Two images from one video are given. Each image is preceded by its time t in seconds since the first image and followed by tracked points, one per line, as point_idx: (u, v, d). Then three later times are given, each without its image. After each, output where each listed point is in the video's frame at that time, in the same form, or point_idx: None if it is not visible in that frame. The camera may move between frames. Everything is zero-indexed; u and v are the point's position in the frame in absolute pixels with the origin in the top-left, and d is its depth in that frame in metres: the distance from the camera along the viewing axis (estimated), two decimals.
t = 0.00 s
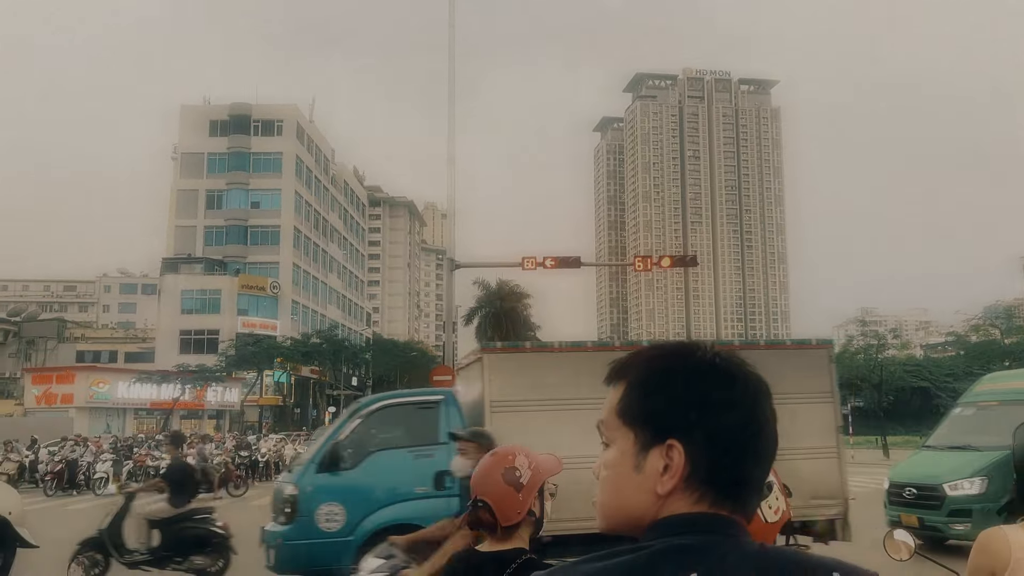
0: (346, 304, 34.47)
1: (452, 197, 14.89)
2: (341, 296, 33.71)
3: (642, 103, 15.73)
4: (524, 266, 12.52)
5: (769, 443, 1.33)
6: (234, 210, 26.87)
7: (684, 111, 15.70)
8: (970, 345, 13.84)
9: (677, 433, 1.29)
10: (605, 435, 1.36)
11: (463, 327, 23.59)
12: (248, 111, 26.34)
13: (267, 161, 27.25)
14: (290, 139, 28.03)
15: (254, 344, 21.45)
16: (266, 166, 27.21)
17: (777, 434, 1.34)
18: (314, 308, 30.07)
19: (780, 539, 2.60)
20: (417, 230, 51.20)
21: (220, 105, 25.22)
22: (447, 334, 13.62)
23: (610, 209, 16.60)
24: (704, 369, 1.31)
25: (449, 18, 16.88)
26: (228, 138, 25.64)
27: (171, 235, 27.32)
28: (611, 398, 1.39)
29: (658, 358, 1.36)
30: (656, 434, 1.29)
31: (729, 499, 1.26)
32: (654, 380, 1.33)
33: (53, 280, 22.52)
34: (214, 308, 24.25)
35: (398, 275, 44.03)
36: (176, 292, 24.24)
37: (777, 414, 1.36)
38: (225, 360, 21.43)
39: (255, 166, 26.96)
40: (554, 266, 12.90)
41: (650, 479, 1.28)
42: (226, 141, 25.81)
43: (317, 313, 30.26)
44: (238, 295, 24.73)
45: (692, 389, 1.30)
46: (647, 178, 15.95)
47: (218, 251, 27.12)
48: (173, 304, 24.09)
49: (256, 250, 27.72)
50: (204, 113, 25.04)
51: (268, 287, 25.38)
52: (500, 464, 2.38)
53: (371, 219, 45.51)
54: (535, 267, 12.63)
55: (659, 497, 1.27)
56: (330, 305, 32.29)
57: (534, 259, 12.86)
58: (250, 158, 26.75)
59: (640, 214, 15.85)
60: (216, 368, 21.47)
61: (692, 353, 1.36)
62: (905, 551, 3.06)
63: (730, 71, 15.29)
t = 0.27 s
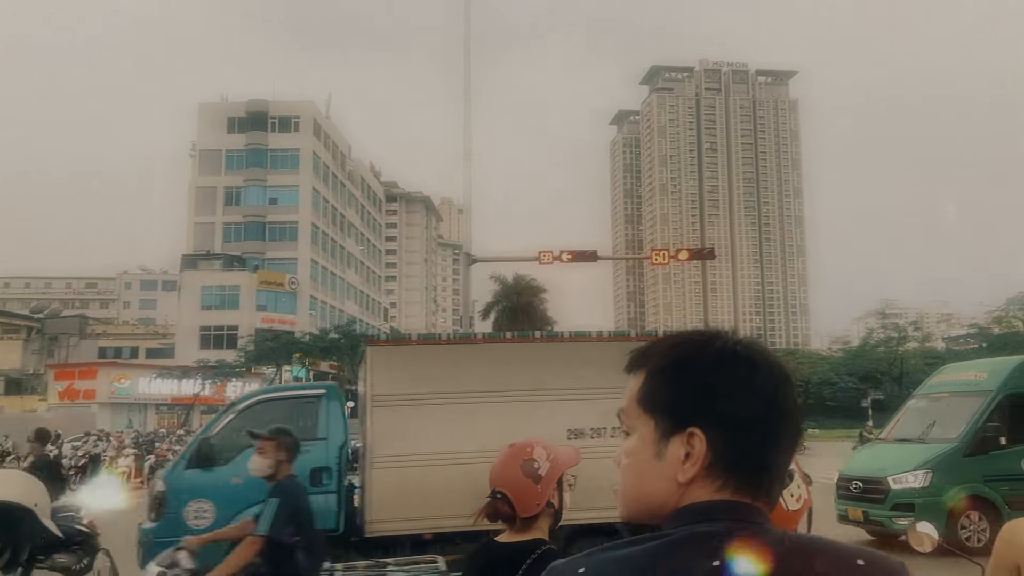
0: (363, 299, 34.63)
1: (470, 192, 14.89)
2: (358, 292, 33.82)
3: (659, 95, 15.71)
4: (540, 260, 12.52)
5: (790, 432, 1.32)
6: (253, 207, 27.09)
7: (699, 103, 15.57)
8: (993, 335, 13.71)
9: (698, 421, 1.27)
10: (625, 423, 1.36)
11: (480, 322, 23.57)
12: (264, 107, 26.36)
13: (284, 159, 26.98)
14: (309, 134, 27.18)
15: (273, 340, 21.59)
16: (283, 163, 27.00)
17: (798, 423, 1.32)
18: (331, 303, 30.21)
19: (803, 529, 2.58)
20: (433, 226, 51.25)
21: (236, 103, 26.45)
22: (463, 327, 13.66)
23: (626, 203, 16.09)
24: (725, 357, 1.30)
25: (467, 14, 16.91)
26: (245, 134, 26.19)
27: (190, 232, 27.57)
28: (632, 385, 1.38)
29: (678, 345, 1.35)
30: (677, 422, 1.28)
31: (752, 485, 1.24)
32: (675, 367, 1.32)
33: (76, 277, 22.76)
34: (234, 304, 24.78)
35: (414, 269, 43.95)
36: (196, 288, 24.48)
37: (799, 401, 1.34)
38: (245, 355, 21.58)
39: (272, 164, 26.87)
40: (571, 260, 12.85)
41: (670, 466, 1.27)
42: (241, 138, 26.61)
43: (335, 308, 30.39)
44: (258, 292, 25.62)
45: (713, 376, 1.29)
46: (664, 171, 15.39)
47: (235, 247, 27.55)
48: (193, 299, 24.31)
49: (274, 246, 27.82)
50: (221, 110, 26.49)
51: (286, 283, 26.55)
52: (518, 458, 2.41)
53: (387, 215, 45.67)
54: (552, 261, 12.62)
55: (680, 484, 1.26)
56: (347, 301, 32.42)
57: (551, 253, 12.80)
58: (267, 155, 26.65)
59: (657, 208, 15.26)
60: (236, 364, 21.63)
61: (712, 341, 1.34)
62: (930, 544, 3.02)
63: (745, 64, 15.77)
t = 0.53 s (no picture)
0: (370, 297, 34.65)
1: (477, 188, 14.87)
2: (365, 289, 33.85)
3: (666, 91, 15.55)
4: (547, 256, 12.50)
5: (802, 422, 1.31)
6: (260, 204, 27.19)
7: (708, 99, 15.52)
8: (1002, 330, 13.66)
9: (709, 410, 1.26)
10: (635, 413, 1.35)
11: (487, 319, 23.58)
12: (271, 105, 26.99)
13: (292, 156, 27.25)
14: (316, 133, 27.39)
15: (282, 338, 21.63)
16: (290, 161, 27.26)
17: (810, 413, 1.31)
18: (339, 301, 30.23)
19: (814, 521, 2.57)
20: (439, 224, 51.29)
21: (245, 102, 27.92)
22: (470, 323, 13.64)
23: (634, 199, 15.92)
24: (736, 346, 1.29)
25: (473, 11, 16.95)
26: (253, 132, 26.89)
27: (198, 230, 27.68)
28: (642, 375, 1.37)
29: (689, 334, 1.34)
30: (688, 411, 1.27)
31: (764, 475, 1.23)
32: (686, 357, 1.31)
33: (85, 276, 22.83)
34: (242, 302, 24.75)
35: (420, 267, 43.83)
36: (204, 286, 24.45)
37: (811, 390, 1.33)
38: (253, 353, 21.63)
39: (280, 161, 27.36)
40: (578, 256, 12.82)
41: (682, 456, 1.26)
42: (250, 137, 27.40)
43: (342, 306, 30.42)
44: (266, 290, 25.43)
45: (726, 365, 1.28)
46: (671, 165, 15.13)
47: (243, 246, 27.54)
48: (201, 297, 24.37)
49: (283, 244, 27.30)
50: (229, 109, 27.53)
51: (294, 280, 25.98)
52: (526, 452, 2.40)
53: (394, 213, 45.69)
54: (559, 257, 12.60)
55: (692, 473, 1.25)
56: (354, 299, 32.45)
57: (558, 249, 12.78)
58: (275, 153, 27.16)
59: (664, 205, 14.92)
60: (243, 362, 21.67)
61: (722, 331, 1.33)
62: (940, 537, 3.00)
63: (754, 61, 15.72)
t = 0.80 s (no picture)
0: (365, 296, 34.57)
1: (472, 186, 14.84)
2: (360, 288, 33.77)
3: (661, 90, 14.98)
4: (542, 255, 12.48)
5: (793, 423, 1.31)
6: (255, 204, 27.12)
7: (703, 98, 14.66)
8: (996, 330, 13.63)
9: (702, 411, 1.27)
10: (629, 414, 1.35)
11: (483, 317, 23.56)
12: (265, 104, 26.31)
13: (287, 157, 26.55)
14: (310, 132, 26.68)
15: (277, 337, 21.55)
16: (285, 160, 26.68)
17: (802, 414, 1.32)
18: (333, 300, 30.15)
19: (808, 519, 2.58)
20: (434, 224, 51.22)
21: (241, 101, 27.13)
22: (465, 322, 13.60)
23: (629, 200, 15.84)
24: (728, 348, 1.29)
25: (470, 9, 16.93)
26: (248, 130, 26.69)
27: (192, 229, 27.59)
28: (636, 377, 1.37)
29: (682, 335, 1.34)
30: (682, 411, 1.28)
31: (756, 475, 1.24)
32: (679, 358, 1.31)
33: (79, 275, 22.74)
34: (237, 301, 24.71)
35: (416, 266, 43.64)
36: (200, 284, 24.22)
37: (803, 391, 1.34)
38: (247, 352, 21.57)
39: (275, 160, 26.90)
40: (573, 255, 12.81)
41: (675, 456, 1.26)
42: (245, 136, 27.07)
43: (337, 305, 30.36)
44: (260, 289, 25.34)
45: (719, 366, 1.28)
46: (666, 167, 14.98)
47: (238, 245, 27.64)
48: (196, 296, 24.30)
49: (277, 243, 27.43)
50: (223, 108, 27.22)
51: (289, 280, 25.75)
52: (519, 451, 2.40)
53: (390, 212, 45.55)
54: (554, 256, 12.58)
55: (685, 473, 1.25)
56: (349, 298, 32.39)
57: (553, 249, 12.77)
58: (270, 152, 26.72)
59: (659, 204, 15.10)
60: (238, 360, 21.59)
61: (715, 332, 1.33)
62: (935, 536, 3.01)
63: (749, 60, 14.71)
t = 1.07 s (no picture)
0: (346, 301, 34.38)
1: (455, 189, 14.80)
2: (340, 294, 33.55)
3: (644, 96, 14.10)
4: (526, 259, 12.48)
5: (774, 431, 1.32)
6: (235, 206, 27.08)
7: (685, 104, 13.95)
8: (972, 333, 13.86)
9: (684, 420, 1.27)
10: (610, 422, 1.35)
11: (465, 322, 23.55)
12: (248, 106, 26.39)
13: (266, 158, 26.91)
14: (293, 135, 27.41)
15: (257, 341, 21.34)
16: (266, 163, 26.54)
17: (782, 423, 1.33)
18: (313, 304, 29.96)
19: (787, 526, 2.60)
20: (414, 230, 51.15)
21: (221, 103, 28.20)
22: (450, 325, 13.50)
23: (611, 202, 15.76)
24: (710, 356, 1.30)
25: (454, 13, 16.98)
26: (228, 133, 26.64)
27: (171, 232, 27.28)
28: (617, 385, 1.38)
29: (663, 343, 1.35)
30: (665, 419, 1.28)
31: (736, 484, 1.24)
32: (661, 367, 1.31)
33: (56, 278, 22.33)
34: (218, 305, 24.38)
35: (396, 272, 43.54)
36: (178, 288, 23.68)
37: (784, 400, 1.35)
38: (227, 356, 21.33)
39: (256, 163, 26.76)
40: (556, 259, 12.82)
41: (656, 465, 1.27)
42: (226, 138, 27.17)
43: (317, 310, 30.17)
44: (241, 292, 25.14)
45: (702, 374, 1.29)
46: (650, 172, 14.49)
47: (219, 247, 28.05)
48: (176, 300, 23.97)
49: (257, 246, 27.95)
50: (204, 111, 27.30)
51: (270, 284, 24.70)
52: (499, 458, 2.39)
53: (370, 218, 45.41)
54: (537, 260, 12.59)
55: (667, 483, 1.26)
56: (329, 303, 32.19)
57: (537, 252, 12.77)
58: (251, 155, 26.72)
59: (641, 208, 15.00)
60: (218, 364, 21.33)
61: (697, 340, 1.34)
62: (913, 540, 3.04)
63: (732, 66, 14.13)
